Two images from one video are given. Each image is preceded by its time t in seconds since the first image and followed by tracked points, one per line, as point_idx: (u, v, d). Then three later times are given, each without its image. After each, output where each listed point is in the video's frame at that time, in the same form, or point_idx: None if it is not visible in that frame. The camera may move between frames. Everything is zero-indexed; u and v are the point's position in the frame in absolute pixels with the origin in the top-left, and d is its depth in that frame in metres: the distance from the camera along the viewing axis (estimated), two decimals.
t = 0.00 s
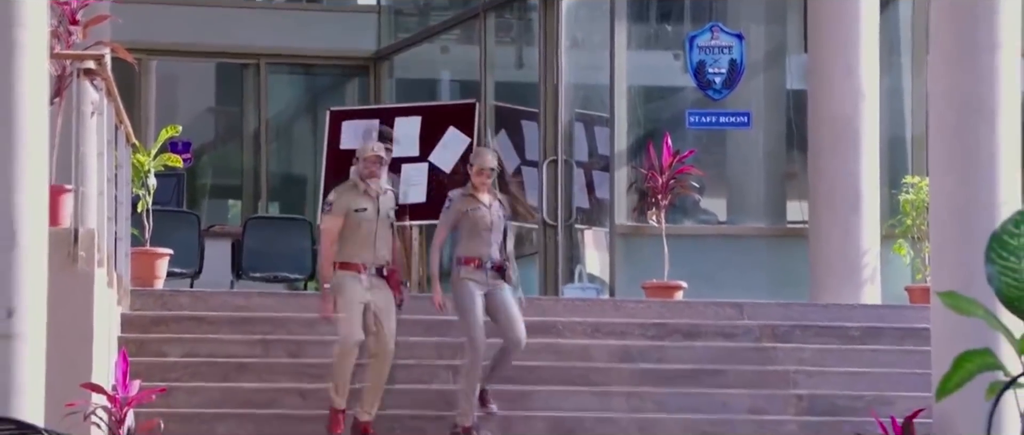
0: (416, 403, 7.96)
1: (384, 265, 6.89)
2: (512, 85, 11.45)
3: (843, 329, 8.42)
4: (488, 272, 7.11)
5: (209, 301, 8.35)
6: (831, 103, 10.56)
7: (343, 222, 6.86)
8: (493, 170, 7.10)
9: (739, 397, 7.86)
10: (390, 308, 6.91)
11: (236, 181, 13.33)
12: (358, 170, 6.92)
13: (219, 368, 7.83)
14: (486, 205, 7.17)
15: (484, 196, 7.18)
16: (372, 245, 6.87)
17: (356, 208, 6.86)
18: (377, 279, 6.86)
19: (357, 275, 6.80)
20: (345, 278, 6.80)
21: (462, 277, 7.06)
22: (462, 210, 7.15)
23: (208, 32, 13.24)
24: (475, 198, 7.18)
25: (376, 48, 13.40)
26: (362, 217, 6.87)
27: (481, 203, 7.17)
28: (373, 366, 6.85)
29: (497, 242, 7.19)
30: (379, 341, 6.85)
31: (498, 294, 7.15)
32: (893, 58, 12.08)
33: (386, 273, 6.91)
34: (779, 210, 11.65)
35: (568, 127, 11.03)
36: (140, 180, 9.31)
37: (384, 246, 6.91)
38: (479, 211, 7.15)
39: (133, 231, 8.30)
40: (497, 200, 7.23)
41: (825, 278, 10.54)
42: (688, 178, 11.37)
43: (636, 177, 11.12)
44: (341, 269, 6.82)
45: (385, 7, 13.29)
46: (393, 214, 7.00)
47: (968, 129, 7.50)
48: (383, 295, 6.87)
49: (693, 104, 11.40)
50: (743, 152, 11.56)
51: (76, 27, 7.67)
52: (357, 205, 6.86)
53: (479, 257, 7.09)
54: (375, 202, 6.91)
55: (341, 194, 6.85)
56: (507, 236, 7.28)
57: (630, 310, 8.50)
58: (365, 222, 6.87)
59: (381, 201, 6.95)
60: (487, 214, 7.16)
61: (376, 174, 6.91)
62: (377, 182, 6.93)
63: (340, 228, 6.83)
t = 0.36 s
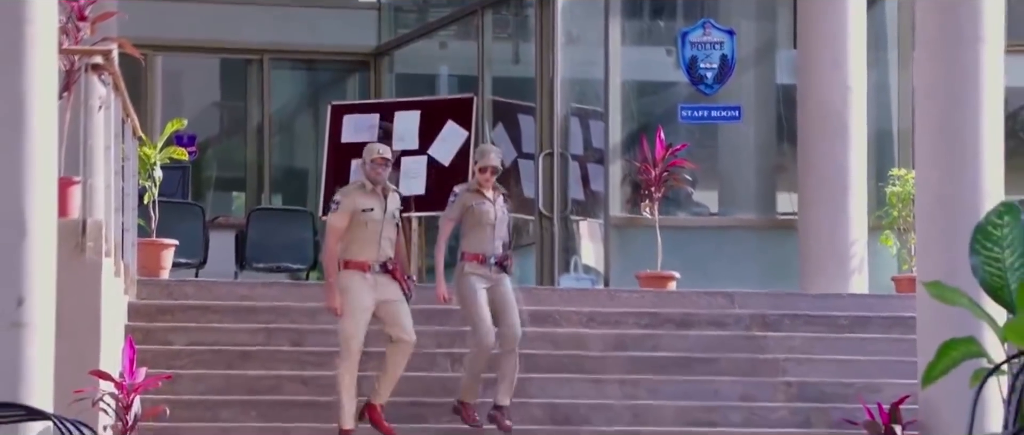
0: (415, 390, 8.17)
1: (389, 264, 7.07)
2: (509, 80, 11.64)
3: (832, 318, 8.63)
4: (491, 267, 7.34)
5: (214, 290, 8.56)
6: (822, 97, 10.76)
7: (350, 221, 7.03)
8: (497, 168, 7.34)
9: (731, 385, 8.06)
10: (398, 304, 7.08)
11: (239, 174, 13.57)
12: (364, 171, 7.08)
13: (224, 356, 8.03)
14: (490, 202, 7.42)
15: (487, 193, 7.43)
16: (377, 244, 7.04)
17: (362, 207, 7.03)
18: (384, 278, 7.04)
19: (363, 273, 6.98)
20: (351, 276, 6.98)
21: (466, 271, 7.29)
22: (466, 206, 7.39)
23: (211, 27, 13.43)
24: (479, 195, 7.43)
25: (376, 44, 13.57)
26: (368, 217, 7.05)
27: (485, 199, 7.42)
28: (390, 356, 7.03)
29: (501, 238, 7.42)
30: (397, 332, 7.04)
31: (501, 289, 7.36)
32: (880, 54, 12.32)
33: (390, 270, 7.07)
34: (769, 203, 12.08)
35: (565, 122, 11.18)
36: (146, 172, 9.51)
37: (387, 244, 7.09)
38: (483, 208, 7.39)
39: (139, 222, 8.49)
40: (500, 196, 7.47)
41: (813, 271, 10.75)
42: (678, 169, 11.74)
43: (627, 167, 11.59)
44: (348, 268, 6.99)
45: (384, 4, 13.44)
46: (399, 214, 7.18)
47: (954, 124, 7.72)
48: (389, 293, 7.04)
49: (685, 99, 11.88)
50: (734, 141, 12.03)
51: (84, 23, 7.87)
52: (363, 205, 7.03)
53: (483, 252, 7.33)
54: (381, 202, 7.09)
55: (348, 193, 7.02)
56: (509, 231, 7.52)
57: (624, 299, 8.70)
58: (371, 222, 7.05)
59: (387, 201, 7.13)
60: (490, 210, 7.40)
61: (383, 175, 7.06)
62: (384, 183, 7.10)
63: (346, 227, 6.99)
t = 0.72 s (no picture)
0: (415, 375, 8.40)
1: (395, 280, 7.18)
2: (505, 74, 11.82)
3: (820, 306, 8.87)
4: (494, 273, 7.46)
5: (218, 278, 8.78)
6: (810, 97, 10.99)
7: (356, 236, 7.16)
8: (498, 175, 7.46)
9: (722, 371, 8.29)
10: (404, 322, 7.17)
11: (243, 166, 13.79)
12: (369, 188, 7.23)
13: (228, 342, 8.27)
14: (492, 209, 7.53)
15: (490, 200, 7.55)
16: (383, 259, 7.16)
17: (369, 222, 7.17)
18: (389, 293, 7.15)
19: (369, 287, 7.10)
20: (358, 290, 7.09)
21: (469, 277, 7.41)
22: (468, 213, 7.51)
23: (212, 23, 13.65)
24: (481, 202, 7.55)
25: (377, 38, 13.80)
26: (375, 232, 7.18)
27: (487, 206, 7.53)
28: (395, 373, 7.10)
29: (503, 245, 7.54)
30: (399, 353, 7.10)
31: (505, 296, 7.47)
32: (866, 49, 12.58)
33: (397, 287, 7.20)
34: (758, 192, 12.33)
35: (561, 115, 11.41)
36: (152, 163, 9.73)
37: (394, 259, 7.21)
38: (485, 215, 7.51)
39: (145, 212, 8.71)
40: (503, 204, 7.58)
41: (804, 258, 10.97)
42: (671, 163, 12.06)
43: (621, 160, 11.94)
44: (355, 282, 7.11)
45: None
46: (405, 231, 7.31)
47: (938, 116, 7.95)
48: (395, 309, 7.14)
49: (677, 92, 12.14)
50: (724, 134, 12.29)
51: (92, 18, 8.09)
52: (369, 220, 7.17)
53: (486, 258, 7.45)
54: (387, 217, 7.23)
55: (354, 208, 7.15)
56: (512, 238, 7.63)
57: (618, 287, 8.93)
58: (377, 238, 7.17)
59: (392, 217, 7.27)
60: (493, 218, 7.52)
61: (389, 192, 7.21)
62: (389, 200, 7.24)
63: (353, 242, 7.14)
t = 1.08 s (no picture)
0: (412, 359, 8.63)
1: (401, 278, 7.37)
2: (502, 65, 12.04)
3: (807, 291, 9.10)
4: (498, 283, 7.56)
5: (221, 264, 9.00)
6: (800, 91, 11.20)
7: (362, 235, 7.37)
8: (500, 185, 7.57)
9: (712, 354, 8.51)
10: (408, 319, 7.35)
11: (245, 155, 13.99)
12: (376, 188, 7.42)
13: (231, 327, 8.49)
14: (494, 220, 7.63)
15: (492, 211, 7.64)
16: (388, 257, 7.36)
17: (374, 221, 7.37)
18: (395, 291, 7.34)
19: (375, 285, 7.30)
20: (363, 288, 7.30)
21: (474, 288, 7.50)
22: (472, 224, 7.60)
23: (212, 14, 13.85)
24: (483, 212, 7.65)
25: (376, 31, 13.96)
26: (380, 231, 7.37)
27: (489, 216, 7.63)
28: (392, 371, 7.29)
29: (506, 255, 7.65)
30: (399, 349, 7.31)
31: (508, 304, 7.59)
32: (853, 40, 12.87)
33: (405, 283, 7.39)
34: (747, 181, 12.70)
35: (555, 105, 11.59)
36: (157, 153, 9.95)
37: (400, 257, 7.41)
38: (489, 226, 7.61)
39: (150, 200, 8.90)
40: (505, 214, 7.69)
41: (790, 244, 11.20)
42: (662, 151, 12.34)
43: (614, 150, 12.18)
44: (361, 280, 7.32)
45: None
46: (412, 229, 7.48)
47: (922, 106, 8.17)
48: (401, 305, 7.34)
49: (668, 83, 12.48)
50: (715, 123, 12.63)
51: (98, 10, 8.28)
52: (374, 219, 7.37)
53: (490, 268, 7.55)
54: (393, 216, 7.42)
55: (360, 208, 7.36)
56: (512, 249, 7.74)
57: (610, 272, 9.15)
58: (383, 237, 7.36)
59: (399, 216, 7.46)
60: (495, 228, 7.62)
61: (395, 191, 7.39)
62: (395, 201, 7.42)
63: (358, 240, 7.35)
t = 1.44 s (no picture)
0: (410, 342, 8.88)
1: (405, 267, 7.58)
2: (498, 56, 12.34)
3: (795, 276, 9.34)
4: (500, 271, 7.78)
5: (224, 250, 9.23)
6: (788, 81, 11.44)
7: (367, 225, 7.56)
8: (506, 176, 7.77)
9: (703, 338, 8.75)
10: (417, 302, 7.61)
11: (247, 142, 14.20)
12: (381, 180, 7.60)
13: (233, 311, 8.73)
14: (499, 210, 7.84)
15: (496, 201, 7.85)
16: (392, 247, 7.56)
17: (379, 212, 7.56)
18: (399, 280, 7.55)
19: (380, 273, 7.50)
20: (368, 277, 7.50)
21: (477, 277, 7.72)
22: (477, 213, 7.80)
23: (214, 6, 14.06)
24: (488, 202, 7.85)
25: (376, 22, 14.20)
26: (385, 221, 7.57)
27: (494, 207, 7.84)
28: (407, 355, 7.52)
29: (509, 244, 7.86)
30: (413, 333, 7.56)
31: (509, 290, 7.82)
32: (840, 30, 13.22)
33: (408, 270, 7.58)
34: (739, 169, 12.94)
35: (550, 96, 11.81)
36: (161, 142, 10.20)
37: (402, 246, 7.61)
38: (494, 216, 7.81)
39: (154, 187, 9.11)
40: (508, 205, 7.90)
41: (777, 230, 11.42)
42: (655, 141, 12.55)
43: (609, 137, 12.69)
44: (366, 269, 7.52)
45: None
46: (416, 220, 7.71)
47: (908, 95, 8.38)
48: (405, 292, 7.56)
49: (660, 74, 12.77)
50: (706, 113, 12.89)
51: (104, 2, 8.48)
52: (379, 211, 7.55)
53: (492, 257, 7.76)
54: (398, 208, 7.61)
55: (365, 199, 7.55)
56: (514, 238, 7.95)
57: (603, 258, 9.38)
58: (388, 227, 7.56)
59: (403, 207, 7.66)
60: (500, 218, 7.83)
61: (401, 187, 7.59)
62: (401, 193, 7.61)
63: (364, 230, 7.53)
